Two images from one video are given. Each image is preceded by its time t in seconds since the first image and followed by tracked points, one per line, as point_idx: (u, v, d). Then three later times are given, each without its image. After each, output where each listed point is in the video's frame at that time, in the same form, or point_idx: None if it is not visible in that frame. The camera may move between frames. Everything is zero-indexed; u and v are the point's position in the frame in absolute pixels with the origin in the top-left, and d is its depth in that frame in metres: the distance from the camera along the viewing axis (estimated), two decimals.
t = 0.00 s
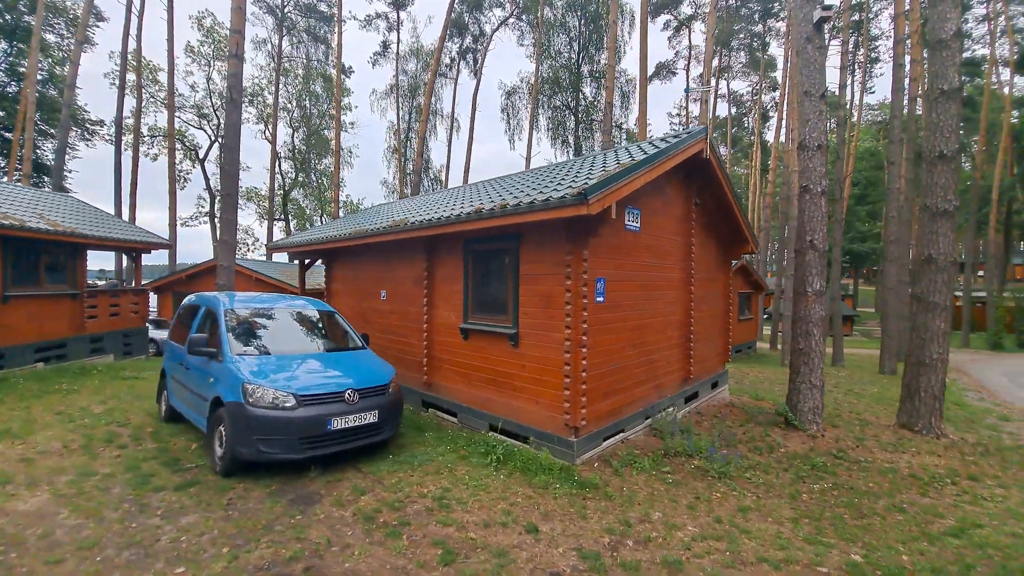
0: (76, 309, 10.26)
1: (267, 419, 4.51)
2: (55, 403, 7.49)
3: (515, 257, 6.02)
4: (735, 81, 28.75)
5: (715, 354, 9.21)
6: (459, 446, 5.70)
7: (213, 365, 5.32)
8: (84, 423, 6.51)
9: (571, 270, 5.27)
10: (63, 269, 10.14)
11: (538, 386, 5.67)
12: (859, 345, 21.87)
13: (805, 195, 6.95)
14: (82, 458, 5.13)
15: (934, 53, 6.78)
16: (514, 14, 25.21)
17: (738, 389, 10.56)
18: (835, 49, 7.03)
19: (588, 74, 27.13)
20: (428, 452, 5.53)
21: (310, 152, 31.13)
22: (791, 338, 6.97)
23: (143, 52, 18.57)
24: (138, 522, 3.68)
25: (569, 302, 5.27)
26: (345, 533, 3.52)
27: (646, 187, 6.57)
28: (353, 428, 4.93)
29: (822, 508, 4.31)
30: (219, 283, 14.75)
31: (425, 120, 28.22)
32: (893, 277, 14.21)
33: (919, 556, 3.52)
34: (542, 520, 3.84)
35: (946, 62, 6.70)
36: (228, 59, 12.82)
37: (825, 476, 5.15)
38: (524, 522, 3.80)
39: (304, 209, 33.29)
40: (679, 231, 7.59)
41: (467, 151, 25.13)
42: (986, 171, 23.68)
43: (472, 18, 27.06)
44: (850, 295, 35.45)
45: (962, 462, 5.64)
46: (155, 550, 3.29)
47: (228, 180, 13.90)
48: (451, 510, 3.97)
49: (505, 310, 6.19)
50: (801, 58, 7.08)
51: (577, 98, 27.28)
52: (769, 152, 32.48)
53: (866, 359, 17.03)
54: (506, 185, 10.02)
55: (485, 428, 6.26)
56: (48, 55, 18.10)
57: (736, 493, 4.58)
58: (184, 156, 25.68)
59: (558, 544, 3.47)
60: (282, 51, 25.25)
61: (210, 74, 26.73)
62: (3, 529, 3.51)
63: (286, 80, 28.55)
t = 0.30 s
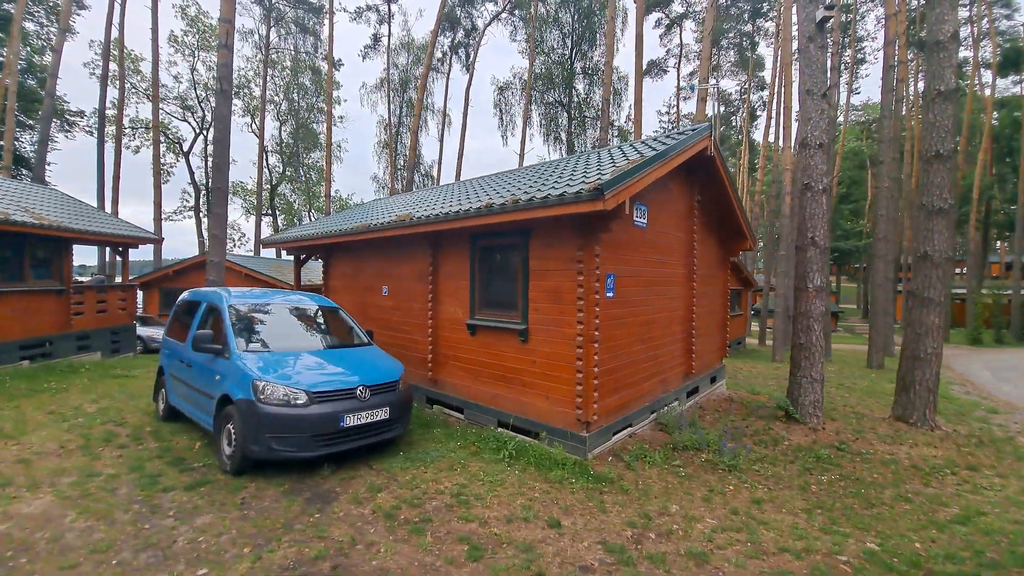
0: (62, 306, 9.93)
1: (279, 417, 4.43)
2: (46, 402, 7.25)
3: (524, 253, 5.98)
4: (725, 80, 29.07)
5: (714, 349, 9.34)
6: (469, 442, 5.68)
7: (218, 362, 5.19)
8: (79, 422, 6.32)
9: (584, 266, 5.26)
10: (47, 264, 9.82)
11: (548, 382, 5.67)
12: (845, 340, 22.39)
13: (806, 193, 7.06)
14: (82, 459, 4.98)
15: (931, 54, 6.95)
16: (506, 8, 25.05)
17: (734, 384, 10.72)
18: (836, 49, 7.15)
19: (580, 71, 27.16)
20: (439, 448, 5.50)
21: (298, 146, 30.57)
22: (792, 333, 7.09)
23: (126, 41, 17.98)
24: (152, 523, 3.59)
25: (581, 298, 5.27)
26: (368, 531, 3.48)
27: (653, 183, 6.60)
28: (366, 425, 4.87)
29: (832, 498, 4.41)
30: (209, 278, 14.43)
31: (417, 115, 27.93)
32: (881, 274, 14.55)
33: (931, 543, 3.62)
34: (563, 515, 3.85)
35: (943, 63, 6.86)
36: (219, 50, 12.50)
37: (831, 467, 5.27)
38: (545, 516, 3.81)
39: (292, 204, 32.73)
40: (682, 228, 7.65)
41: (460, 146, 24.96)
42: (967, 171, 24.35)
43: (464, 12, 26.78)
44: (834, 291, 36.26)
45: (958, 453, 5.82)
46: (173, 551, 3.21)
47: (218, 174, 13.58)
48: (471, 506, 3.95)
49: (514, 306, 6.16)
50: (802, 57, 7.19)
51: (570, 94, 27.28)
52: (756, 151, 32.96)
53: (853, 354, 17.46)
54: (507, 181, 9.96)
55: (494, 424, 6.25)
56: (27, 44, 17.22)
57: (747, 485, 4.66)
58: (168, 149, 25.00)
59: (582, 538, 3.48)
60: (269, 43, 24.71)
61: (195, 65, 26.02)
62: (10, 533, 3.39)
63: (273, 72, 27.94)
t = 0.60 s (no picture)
0: (43, 304, 9.54)
1: (286, 417, 4.31)
2: (29, 405, 6.95)
3: (531, 250, 5.92)
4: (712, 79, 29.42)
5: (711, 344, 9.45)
6: (476, 441, 5.63)
7: (219, 362, 5.04)
8: (67, 425, 6.08)
9: (593, 262, 5.23)
10: (26, 261, 9.42)
11: (556, 379, 5.65)
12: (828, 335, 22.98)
13: (805, 190, 7.15)
14: (76, 464, 4.79)
15: (925, 55, 7.11)
16: (496, 3, 24.88)
17: (728, 379, 10.87)
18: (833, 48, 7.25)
19: (571, 68, 27.16)
20: (446, 447, 5.44)
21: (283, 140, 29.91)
22: (790, 328, 7.20)
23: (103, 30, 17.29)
24: (159, 531, 3.46)
25: (590, 295, 5.24)
26: (387, 533, 3.41)
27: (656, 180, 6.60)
28: (374, 425, 4.78)
29: (840, 491, 4.49)
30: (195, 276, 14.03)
31: (406, 110, 27.59)
32: (867, 270, 14.92)
33: (939, 533, 3.73)
34: (581, 513, 3.84)
35: (936, 63, 7.03)
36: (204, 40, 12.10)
37: (834, 459, 5.38)
38: (563, 514, 3.79)
39: (277, 200, 32.11)
40: (682, 225, 7.70)
41: (450, 142, 24.74)
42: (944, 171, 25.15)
43: (453, 5, 26.47)
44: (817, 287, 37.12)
45: (952, 444, 6.00)
46: (186, 559, 3.10)
47: (204, 169, 13.20)
48: (488, 506, 3.91)
49: (519, 303, 6.11)
50: (801, 56, 7.26)
51: (560, 91, 27.25)
52: (742, 149, 33.46)
53: (837, 349, 17.90)
54: (504, 176, 9.89)
55: (499, 421, 6.21)
56: None
57: (757, 479, 4.71)
58: (146, 143, 24.19)
59: (603, 535, 3.47)
60: (253, 34, 24.06)
61: (174, 55, 25.18)
62: (8, 545, 3.22)
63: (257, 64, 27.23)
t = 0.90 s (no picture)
0: (20, 302, 9.11)
1: (294, 419, 4.15)
2: (9, 408, 6.61)
3: (538, 246, 5.85)
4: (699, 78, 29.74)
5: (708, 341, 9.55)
6: (483, 440, 5.54)
7: (218, 362, 4.85)
8: (52, 430, 5.81)
9: (604, 259, 5.19)
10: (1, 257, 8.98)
11: (564, 376, 5.60)
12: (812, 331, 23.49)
13: (804, 189, 7.22)
14: (67, 470, 4.57)
15: (919, 57, 7.26)
16: None
17: (723, 375, 10.99)
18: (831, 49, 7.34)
19: (561, 65, 27.10)
20: (454, 447, 5.34)
21: (267, 134, 29.16)
22: (789, 325, 7.29)
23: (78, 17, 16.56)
24: (166, 540, 3.30)
25: (601, 292, 5.20)
26: (407, 537, 3.31)
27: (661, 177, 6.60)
28: (383, 426, 4.66)
29: (850, 485, 4.55)
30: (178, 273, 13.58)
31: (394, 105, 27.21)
32: (853, 268, 15.28)
33: (950, 525, 3.82)
34: (601, 513, 3.80)
35: (930, 66, 7.19)
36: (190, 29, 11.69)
37: (838, 453, 5.46)
38: (584, 514, 3.75)
39: (260, 195, 31.37)
40: (684, 222, 7.72)
41: (440, 138, 24.48)
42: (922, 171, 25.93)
43: None
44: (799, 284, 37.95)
45: (947, 437, 6.16)
46: (198, 570, 2.96)
47: (189, 162, 12.77)
48: (506, 507, 3.84)
49: (526, 300, 6.03)
50: (801, 55, 7.33)
51: (550, 88, 27.19)
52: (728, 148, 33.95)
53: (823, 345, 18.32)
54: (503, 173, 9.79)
55: (505, 420, 6.13)
56: None
57: (768, 475, 4.74)
58: (123, 135, 23.34)
59: (627, 535, 3.44)
60: (235, 24, 23.38)
61: (152, 45, 24.32)
62: (3, 559, 3.03)
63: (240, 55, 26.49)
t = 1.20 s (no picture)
0: None
1: (305, 422, 4.02)
2: None
3: (547, 244, 5.79)
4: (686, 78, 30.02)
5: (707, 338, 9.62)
6: (493, 440, 5.46)
7: (221, 363, 4.67)
8: (40, 437, 5.55)
9: (617, 258, 5.15)
10: None
11: (574, 376, 5.55)
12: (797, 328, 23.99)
13: (804, 188, 7.30)
14: (62, 479, 4.36)
15: (915, 59, 7.41)
16: None
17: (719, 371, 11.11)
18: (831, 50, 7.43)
19: (551, 63, 27.02)
20: (464, 448, 5.26)
21: (251, 129, 28.43)
22: (790, 322, 7.38)
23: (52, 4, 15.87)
24: (177, 552, 3.15)
25: (613, 291, 5.17)
26: (431, 543, 3.23)
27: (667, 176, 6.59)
28: (395, 428, 4.56)
29: (860, 480, 4.63)
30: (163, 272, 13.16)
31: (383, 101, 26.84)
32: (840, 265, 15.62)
33: (962, 517, 3.91)
34: (622, 513, 3.77)
35: (926, 68, 7.34)
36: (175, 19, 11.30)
37: (843, 449, 5.54)
38: (606, 515, 3.72)
39: (245, 190, 30.67)
40: (686, 221, 7.74)
41: (430, 134, 24.21)
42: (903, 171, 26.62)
43: None
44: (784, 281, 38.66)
45: (944, 431, 6.32)
46: None
47: (174, 156, 12.37)
48: (527, 509, 3.79)
49: (535, 299, 5.96)
50: (801, 56, 7.39)
51: (541, 85, 27.11)
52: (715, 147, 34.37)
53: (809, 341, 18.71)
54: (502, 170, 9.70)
55: (512, 419, 6.06)
56: None
57: (780, 472, 4.77)
58: (100, 129, 22.52)
59: (653, 535, 3.42)
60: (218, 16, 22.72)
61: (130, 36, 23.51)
62: None
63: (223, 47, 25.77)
